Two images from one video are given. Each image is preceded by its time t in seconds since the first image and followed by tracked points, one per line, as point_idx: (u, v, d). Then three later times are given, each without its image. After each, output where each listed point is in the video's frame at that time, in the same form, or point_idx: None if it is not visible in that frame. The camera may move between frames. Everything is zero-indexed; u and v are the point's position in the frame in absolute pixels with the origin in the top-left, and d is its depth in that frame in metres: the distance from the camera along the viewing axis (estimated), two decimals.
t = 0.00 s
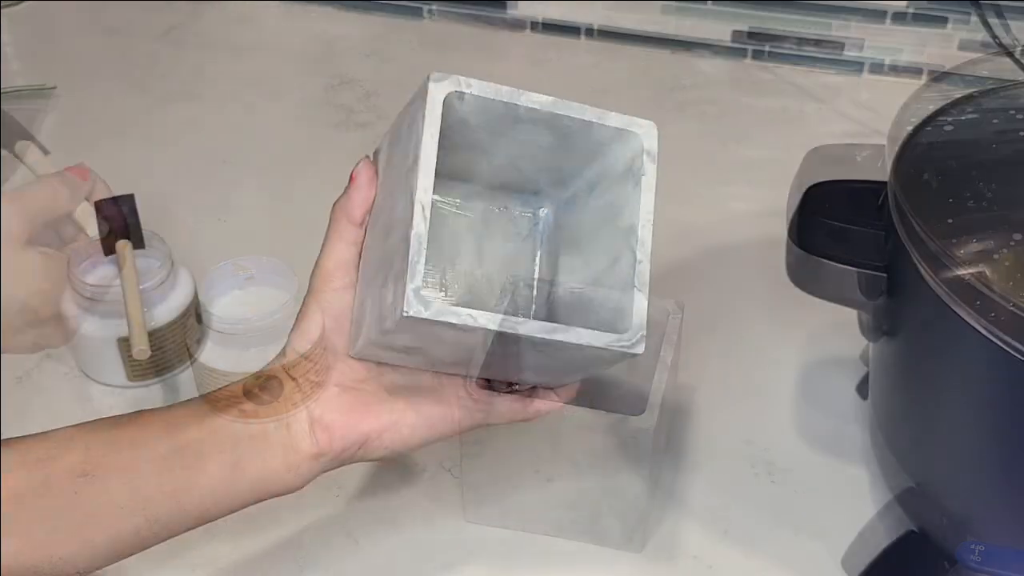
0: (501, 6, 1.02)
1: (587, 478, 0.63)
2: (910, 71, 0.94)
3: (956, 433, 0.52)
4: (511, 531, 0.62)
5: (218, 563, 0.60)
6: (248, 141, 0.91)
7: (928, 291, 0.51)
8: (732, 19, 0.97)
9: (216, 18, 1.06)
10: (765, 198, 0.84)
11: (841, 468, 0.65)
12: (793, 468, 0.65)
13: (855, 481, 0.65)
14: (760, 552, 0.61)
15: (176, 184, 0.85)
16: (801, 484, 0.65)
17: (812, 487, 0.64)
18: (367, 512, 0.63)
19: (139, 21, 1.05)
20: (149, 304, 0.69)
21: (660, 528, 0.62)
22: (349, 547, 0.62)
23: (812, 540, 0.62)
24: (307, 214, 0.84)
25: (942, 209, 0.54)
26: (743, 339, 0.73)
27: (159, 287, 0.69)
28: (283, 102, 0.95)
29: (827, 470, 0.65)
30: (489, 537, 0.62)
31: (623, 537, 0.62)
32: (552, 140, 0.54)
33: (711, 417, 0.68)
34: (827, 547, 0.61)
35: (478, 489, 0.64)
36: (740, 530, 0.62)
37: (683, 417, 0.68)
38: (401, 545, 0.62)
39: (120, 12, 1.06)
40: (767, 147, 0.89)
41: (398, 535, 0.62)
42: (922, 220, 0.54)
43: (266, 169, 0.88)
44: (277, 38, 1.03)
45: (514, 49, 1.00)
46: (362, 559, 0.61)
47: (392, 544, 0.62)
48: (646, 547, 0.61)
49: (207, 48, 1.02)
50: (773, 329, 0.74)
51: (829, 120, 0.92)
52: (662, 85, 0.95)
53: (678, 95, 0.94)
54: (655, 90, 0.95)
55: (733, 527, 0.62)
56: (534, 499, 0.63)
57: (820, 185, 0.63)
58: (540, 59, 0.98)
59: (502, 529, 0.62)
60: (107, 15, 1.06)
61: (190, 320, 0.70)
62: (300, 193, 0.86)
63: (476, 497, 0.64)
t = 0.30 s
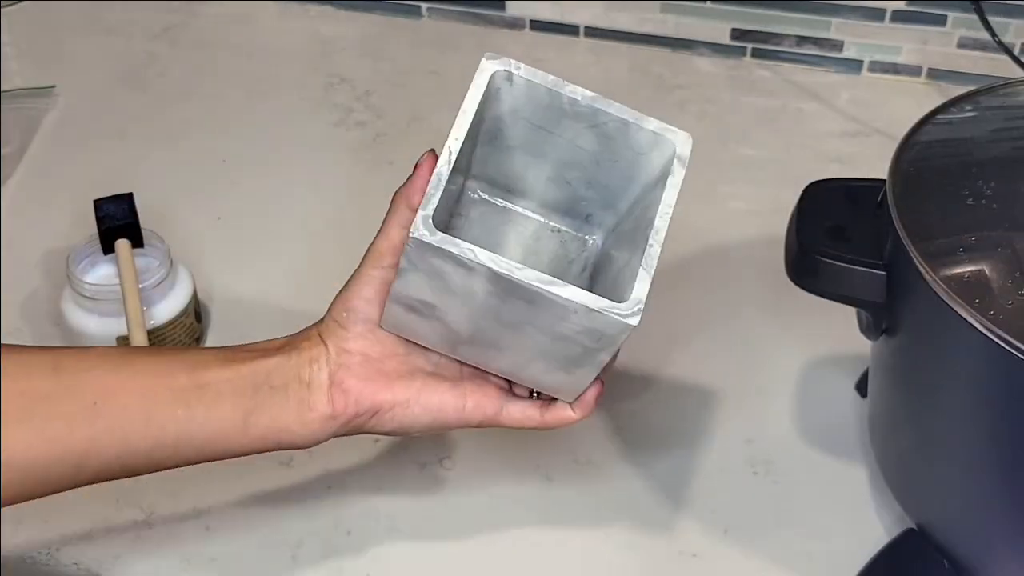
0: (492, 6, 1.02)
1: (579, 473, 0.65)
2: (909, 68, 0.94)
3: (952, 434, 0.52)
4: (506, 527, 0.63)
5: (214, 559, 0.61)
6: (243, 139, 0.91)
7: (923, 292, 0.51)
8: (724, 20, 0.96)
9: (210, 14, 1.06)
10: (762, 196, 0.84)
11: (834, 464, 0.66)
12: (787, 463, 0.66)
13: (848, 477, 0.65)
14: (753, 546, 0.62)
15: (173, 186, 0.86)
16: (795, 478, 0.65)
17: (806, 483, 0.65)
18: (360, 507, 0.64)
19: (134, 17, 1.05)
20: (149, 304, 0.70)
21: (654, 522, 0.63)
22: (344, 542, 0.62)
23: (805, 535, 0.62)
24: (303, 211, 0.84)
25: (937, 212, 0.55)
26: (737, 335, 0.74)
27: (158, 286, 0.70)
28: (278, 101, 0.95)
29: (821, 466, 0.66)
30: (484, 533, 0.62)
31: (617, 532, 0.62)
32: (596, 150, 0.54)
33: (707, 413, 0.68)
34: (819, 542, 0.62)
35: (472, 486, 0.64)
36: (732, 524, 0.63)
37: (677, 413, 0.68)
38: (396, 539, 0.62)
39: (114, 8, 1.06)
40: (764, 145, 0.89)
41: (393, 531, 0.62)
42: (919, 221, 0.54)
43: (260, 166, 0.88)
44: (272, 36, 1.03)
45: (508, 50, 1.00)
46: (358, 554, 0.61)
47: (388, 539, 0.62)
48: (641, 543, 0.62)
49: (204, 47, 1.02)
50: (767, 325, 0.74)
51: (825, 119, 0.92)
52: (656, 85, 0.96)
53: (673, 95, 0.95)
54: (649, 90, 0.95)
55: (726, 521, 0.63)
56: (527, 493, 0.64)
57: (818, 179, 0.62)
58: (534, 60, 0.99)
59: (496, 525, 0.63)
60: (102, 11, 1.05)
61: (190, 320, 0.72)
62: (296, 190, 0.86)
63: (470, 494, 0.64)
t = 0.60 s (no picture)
0: (495, 8, 1.02)
1: (580, 474, 0.65)
2: (911, 69, 0.94)
3: (956, 435, 0.52)
4: (508, 528, 0.63)
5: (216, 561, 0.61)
6: (246, 139, 0.91)
7: (925, 291, 0.52)
8: (727, 22, 0.96)
9: (214, 18, 1.06)
10: (764, 197, 0.84)
11: (836, 465, 0.66)
12: (789, 465, 0.66)
13: (851, 479, 0.65)
14: (755, 547, 0.61)
15: (176, 186, 0.86)
16: (796, 479, 0.65)
17: (809, 484, 0.65)
18: (363, 509, 0.63)
19: (138, 21, 1.05)
20: (152, 305, 0.69)
21: (655, 523, 0.63)
22: (347, 544, 0.62)
23: (807, 536, 0.62)
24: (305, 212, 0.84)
25: (939, 215, 0.55)
26: (738, 335, 0.74)
27: (162, 288, 0.69)
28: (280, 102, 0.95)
29: (824, 468, 0.65)
30: (486, 534, 0.62)
31: (619, 534, 0.62)
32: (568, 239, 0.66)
33: (709, 414, 0.68)
34: (822, 543, 0.62)
35: (475, 487, 0.65)
36: (734, 526, 0.62)
37: (679, 414, 0.69)
38: (399, 541, 0.62)
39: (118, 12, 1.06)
40: (767, 146, 0.89)
41: (396, 532, 0.62)
42: (920, 222, 0.54)
43: (262, 166, 0.88)
44: (275, 38, 1.03)
45: (511, 52, 1.01)
46: (360, 555, 0.61)
47: (390, 539, 0.62)
48: (644, 544, 0.62)
49: (207, 48, 1.02)
50: (767, 326, 0.74)
51: (827, 120, 0.92)
52: (658, 86, 0.96)
53: (676, 96, 0.95)
54: (650, 91, 0.95)
55: (727, 522, 0.63)
56: (529, 494, 0.64)
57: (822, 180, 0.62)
58: (536, 61, 0.99)
59: (499, 526, 0.63)
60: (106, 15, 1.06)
61: (194, 321, 0.71)
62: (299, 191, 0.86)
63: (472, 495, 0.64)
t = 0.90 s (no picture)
0: (498, 8, 1.02)
1: (583, 473, 0.65)
2: (913, 69, 0.94)
3: (960, 434, 0.52)
4: (511, 526, 0.63)
5: (220, 558, 0.61)
6: (248, 138, 0.91)
7: (926, 289, 0.52)
8: (729, 21, 0.96)
9: (218, 18, 1.06)
10: (766, 197, 0.84)
11: (838, 464, 0.66)
12: (791, 464, 0.66)
13: (852, 478, 0.65)
14: (758, 544, 0.61)
15: (178, 185, 0.87)
16: (798, 478, 0.65)
17: (810, 483, 0.65)
18: (366, 508, 0.64)
19: (142, 21, 1.06)
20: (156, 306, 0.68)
21: (657, 521, 0.63)
22: (350, 541, 0.62)
23: (811, 533, 0.62)
24: (308, 212, 0.84)
25: (941, 213, 0.55)
26: (739, 333, 0.74)
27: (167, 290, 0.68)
28: (283, 101, 0.95)
29: (826, 467, 0.65)
30: (489, 532, 0.62)
31: (622, 532, 0.62)
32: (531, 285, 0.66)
33: (711, 413, 0.69)
34: (825, 540, 0.61)
35: (478, 485, 0.65)
36: (737, 524, 0.62)
37: (681, 413, 0.69)
38: (402, 539, 0.62)
39: (123, 12, 1.07)
40: (769, 145, 0.89)
41: (399, 530, 0.62)
42: (922, 222, 0.54)
43: (264, 165, 0.89)
44: (278, 38, 1.04)
45: (513, 51, 1.01)
46: (363, 552, 0.61)
47: (393, 537, 0.62)
48: (644, 542, 0.62)
49: (210, 48, 1.02)
50: (768, 324, 0.74)
51: (830, 118, 0.92)
52: (660, 85, 0.96)
53: (678, 95, 0.95)
54: (651, 90, 0.96)
55: (730, 520, 0.62)
56: (532, 493, 0.64)
57: (826, 180, 0.62)
58: (538, 61, 1.00)
59: (502, 524, 0.63)
60: (111, 15, 1.06)
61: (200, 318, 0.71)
62: (301, 190, 0.86)
63: (475, 493, 0.64)
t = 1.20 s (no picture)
0: (499, 7, 1.02)
1: (584, 472, 0.65)
2: (915, 67, 0.94)
3: (961, 433, 0.52)
4: (513, 525, 0.63)
5: (222, 557, 0.61)
6: (249, 137, 0.91)
7: (926, 286, 0.52)
8: (730, 21, 0.97)
9: (219, 17, 1.07)
10: (768, 196, 0.84)
11: (840, 464, 0.66)
12: (793, 463, 0.66)
13: (854, 478, 0.65)
14: (760, 544, 0.61)
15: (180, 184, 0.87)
16: (800, 477, 0.65)
17: (811, 481, 0.65)
18: (368, 508, 0.64)
19: (144, 21, 1.06)
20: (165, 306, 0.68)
21: (658, 520, 0.63)
22: (352, 540, 0.62)
23: (812, 533, 0.62)
24: (309, 211, 0.84)
25: (942, 211, 0.55)
26: (740, 332, 0.74)
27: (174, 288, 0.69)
28: (285, 100, 0.96)
29: (828, 466, 0.65)
30: (491, 532, 0.62)
31: (623, 531, 0.62)
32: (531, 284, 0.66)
33: (712, 412, 0.69)
34: (827, 539, 0.61)
35: (480, 484, 0.65)
36: (738, 523, 0.62)
37: (683, 412, 0.69)
38: (405, 539, 0.62)
39: (125, 11, 1.07)
40: (771, 144, 0.89)
41: (401, 529, 0.62)
42: (924, 221, 0.54)
43: (266, 164, 0.89)
44: (279, 37, 1.04)
45: (515, 50, 1.01)
46: (365, 551, 0.61)
47: (395, 537, 0.62)
48: (646, 540, 0.62)
49: (212, 47, 1.02)
50: (770, 323, 0.74)
51: (831, 117, 0.92)
52: (662, 84, 0.96)
53: (680, 94, 0.95)
54: (652, 88, 0.96)
55: (732, 519, 0.62)
56: (533, 492, 0.64)
57: (827, 179, 0.62)
58: (540, 60, 1.00)
59: (503, 524, 0.63)
60: (113, 15, 1.06)
61: (210, 316, 0.71)
62: (303, 190, 0.86)
63: (477, 493, 0.64)
